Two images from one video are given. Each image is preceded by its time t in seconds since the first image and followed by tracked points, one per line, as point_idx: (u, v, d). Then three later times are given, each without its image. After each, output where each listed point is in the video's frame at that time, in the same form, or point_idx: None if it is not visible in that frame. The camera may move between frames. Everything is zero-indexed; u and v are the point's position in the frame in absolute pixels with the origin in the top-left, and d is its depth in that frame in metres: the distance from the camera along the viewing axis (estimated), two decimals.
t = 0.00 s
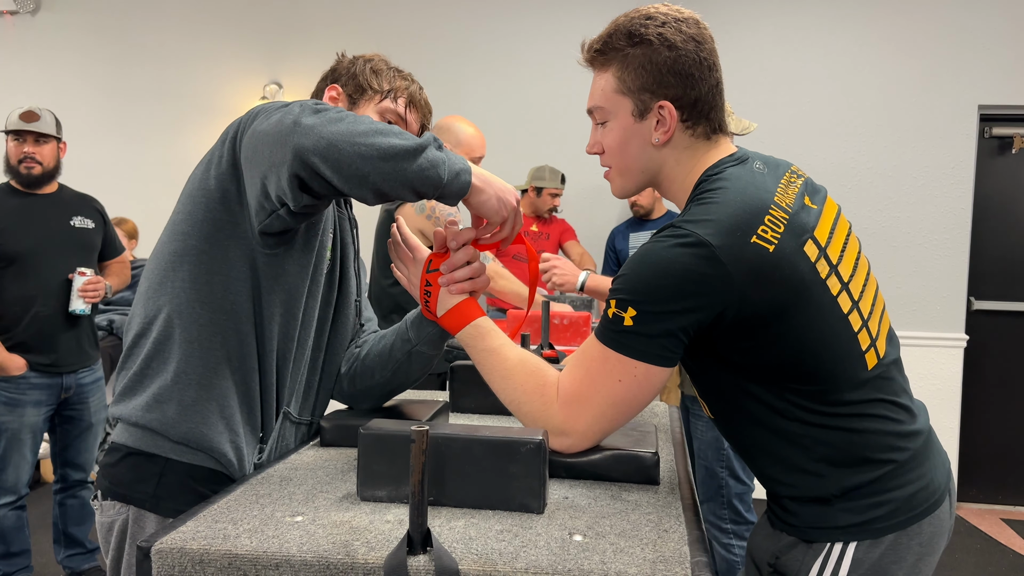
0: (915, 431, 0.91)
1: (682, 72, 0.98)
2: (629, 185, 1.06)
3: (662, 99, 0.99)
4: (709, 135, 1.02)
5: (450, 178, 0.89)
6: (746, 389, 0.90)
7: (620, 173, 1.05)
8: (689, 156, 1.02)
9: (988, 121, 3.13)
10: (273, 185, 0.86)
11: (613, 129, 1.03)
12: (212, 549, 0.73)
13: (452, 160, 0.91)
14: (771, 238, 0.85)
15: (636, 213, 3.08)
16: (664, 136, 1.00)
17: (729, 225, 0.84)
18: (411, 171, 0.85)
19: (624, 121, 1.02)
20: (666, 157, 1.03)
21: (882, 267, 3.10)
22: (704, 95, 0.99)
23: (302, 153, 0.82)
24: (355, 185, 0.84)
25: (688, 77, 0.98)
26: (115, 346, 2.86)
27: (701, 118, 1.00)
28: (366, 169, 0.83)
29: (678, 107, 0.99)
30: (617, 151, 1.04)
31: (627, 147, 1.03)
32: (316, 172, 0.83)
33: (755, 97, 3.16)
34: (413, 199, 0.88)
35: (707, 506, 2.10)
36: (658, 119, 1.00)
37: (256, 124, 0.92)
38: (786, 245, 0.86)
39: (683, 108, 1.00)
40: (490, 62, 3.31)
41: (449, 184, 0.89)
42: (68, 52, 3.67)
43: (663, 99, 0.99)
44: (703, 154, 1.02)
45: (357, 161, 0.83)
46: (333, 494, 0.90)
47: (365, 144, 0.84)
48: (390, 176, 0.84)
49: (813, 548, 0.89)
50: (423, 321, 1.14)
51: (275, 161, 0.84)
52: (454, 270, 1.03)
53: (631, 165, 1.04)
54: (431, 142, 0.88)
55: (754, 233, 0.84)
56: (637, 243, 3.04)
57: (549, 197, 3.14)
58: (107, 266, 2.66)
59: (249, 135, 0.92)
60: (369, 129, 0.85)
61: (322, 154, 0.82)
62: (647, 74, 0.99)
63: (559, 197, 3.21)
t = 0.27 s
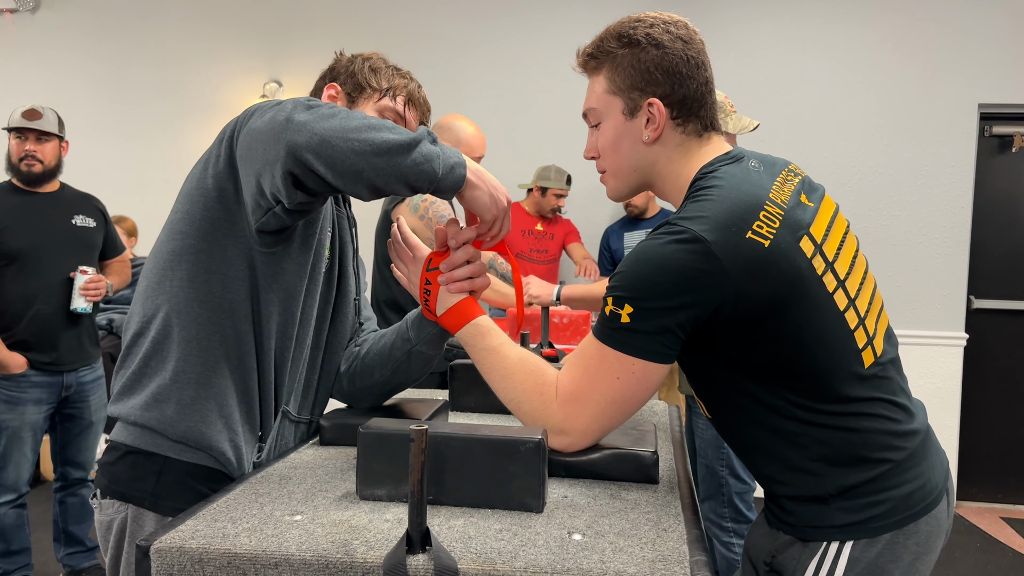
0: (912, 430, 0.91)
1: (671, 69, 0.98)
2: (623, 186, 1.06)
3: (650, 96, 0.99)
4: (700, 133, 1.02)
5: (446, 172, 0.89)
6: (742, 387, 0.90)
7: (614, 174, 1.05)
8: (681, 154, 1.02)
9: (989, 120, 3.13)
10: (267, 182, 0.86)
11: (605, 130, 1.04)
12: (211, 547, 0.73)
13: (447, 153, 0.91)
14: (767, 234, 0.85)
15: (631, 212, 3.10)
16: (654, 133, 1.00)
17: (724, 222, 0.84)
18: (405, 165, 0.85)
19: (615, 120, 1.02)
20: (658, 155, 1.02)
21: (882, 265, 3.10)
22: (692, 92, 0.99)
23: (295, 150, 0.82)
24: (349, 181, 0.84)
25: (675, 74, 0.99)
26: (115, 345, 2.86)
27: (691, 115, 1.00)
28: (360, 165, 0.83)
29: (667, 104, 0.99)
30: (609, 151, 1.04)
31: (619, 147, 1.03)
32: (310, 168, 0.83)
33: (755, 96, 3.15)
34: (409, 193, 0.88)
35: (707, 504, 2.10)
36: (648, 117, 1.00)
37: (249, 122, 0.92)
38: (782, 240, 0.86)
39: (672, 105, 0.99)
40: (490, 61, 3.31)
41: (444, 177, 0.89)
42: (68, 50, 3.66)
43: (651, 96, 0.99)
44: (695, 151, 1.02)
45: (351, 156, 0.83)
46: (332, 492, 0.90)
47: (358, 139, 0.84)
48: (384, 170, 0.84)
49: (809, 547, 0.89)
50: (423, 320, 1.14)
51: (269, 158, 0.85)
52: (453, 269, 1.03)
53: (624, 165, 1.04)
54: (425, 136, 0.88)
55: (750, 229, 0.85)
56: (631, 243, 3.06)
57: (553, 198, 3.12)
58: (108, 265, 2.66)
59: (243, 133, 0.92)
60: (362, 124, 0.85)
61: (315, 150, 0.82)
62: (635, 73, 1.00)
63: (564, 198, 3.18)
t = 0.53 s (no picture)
0: (915, 428, 0.91)
1: (670, 67, 0.99)
2: (625, 184, 1.06)
3: (651, 93, 0.99)
4: (701, 130, 1.02)
5: (441, 164, 0.88)
6: (744, 385, 0.90)
7: (615, 173, 1.05)
8: (682, 151, 1.02)
9: (989, 118, 3.12)
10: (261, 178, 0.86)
11: (607, 128, 1.04)
12: (211, 545, 0.73)
13: (444, 146, 0.90)
14: (767, 229, 0.85)
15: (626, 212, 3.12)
16: (655, 130, 1.00)
17: (723, 218, 0.84)
18: (398, 157, 0.84)
19: (616, 119, 1.02)
20: (659, 152, 1.02)
21: (882, 263, 3.10)
22: (693, 89, 0.99)
23: (286, 144, 0.82)
24: (342, 173, 0.83)
25: (675, 71, 0.99)
26: (115, 343, 2.86)
27: (692, 112, 1.00)
28: (353, 157, 0.83)
29: (668, 101, 0.99)
30: (611, 150, 1.04)
31: (620, 145, 1.03)
32: (302, 162, 0.83)
33: (756, 94, 3.15)
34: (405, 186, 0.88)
35: (705, 499, 2.11)
36: (649, 114, 1.00)
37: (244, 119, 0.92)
38: (783, 236, 0.86)
39: (673, 102, 0.99)
40: (490, 59, 3.31)
41: (441, 170, 0.89)
42: (68, 48, 3.66)
43: (652, 94, 0.99)
44: (696, 147, 1.02)
45: (343, 149, 0.83)
46: (333, 490, 0.90)
47: (350, 131, 0.83)
48: (377, 162, 0.84)
49: (812, 545, 0.89)
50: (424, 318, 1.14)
51: (261, 153, 0.84)
52: (455, 266, 1.03)
53: (625, 163, 1.04)
54: (419, 129, 0.88)
55: (750, 225, 0.85)
56: (627, 242, 3.08)
57: (555, 197, 3.10)
58: (108, 263, 2.66)
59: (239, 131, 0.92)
60: (354, 117, 0.85)
61: (307, 143, 0.82)
62: (636, 71, 1.00)
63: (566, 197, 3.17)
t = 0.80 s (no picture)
0: (923, 424, 0.91)
1: (674, 62, 0.98)
2: (629, 181, 1.05)
3: (655, 89, 0.99)
4: (705, 125, 1.01)
5: (438, 170, 0.88)
6: (751, 381, 0.90)
7: (619, 170, 1.05)
8: (687, 146, 1.01)
9: (990, 115, 3.12)
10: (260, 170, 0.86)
11: (610, 125, 1.03)
12: (215, 541, 0.73)
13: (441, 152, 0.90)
14: (773, 225, 0.85)
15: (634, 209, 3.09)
16: (659, 126, 1.00)
17: (728, 214, 0.84)
18: (396, 158, 0.84)
19: (620, 116, 1.02)
20: (664, 148, 1.02)
21: (883, 261, 3.09)
22: (697, 85, 0.99)
23: (285, 137, 0.82)
24: (339, 171, 0.83)
25: (679, 67, 0.98)
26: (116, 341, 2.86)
27: (696, 108, 1.00)
28: (351, 155, 0.83)
29: (672, 97, 0.99)
30: (615, 147, 1.04)
31: (625, 142, 1.03)
32: (301, 156, 0.83)
33: (756, 91, 3.14)
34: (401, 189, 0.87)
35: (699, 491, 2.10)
36: (653, 111, 1.00)
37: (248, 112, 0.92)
38: (789, 231, 0.86)
39: (677, 98, 0.99)
40: (490, 56, 3.30)
41: (436, 174, 0.88)
42: (68, 46, 3.66)
43: (656, 90, 0.99)
44: (701, 143, 1.01)
45: (342, 146, 0.82)
46: (336, 486, 0.90)
47: (350, 129, 0.83)
48: (375, 162, 0.83)
49: (821, 542, 0.90)
50: (427, 314, 1.14)
51: (261, 145, 0.84)
52: (457, 261, 1.03)
53: (629, 159, 1.03)
54: (418, 133, 0.87)
55: (756, 221, 0.84)
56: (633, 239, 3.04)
57: (556, 195, 3.10)
58: (108, 261, 2.65)
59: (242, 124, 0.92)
60: (356, 115, 0.85)
61: (306, 138, 0.82)
62: (639, 67, 0.99)
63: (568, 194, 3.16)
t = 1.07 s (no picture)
0: (925, 422, 0.91)
1: (676, 60, 0.98)
2: (631, 179, 1.05)
3: (656, 87, 0.98)
4: (707, 123, 1.01)
5: (440, 159, 0.87)
6: (754, 379, 0.90)
7: (621, 168, 1.05)
8: (689, 144, 1.01)
9: (990, 112, 3.11)
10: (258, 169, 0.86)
11: (612, 124, 1.03)
12: (214, 540, 0.73)
13: (443, 142, 0.89)
14: (774, 223, 0.85)
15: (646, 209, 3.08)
16: (661, 124, 1.00)
17: (730, 212, 0.84)
18: (395, 150, 0.83)
19: (621, 114, 1.02)
20: (666, 147, 1.01)
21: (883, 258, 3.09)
22: (698, 83, 0.99)
23: (280, 136, 0.82)
24: (337, 165, 0.83)
25: (681, 65, 0.98)
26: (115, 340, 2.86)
27: (698, 106, 0.99)
28: (348, 149, 0.82)
29: (673, 95, 0.98)
30: (616, 145, 1.03)
31: (626, 140, 1.03)
32: (297, 153, 0.83)
33: (756, 89, 3.14)
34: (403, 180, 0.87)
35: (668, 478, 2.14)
36: (654, 109, 1.00)
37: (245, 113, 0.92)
38: (790, 229, 0.85)
39: (679, 96, 0.99)
40: (490, 54, 3.29)
41: (439, 165, 0.87)
42: (67, 45, 3.65)
43: (657, 88, 0.98)
44: (703, 141, 1.01)
45: (338, 141, 0.82)
46: (335, 485, 0.90)
47: (346, 123, 0.82)
48: (372, 155, 0.83)
49: (823, 540, 0.89)
50: (427, 313, 1.14)
51: (258, 145, 0.84)
52: (458, 258, 1.03)
53: (631, 158, 1.03)
54: (417, 122, 0.86)
55: (756, 219, 0.84)
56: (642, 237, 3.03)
57: (558, 193, 3.10)
58: (108, 260, 2.65)
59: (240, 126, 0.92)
60: (352, 109, 0.84)
61: (301, 135, 0.82)
62: (640, 65, 0.99)
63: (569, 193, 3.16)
